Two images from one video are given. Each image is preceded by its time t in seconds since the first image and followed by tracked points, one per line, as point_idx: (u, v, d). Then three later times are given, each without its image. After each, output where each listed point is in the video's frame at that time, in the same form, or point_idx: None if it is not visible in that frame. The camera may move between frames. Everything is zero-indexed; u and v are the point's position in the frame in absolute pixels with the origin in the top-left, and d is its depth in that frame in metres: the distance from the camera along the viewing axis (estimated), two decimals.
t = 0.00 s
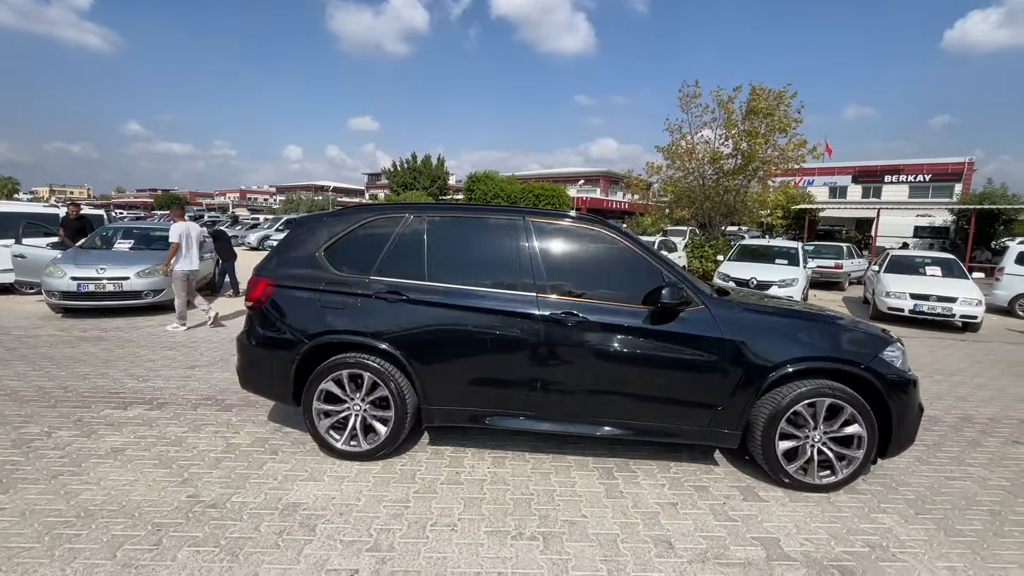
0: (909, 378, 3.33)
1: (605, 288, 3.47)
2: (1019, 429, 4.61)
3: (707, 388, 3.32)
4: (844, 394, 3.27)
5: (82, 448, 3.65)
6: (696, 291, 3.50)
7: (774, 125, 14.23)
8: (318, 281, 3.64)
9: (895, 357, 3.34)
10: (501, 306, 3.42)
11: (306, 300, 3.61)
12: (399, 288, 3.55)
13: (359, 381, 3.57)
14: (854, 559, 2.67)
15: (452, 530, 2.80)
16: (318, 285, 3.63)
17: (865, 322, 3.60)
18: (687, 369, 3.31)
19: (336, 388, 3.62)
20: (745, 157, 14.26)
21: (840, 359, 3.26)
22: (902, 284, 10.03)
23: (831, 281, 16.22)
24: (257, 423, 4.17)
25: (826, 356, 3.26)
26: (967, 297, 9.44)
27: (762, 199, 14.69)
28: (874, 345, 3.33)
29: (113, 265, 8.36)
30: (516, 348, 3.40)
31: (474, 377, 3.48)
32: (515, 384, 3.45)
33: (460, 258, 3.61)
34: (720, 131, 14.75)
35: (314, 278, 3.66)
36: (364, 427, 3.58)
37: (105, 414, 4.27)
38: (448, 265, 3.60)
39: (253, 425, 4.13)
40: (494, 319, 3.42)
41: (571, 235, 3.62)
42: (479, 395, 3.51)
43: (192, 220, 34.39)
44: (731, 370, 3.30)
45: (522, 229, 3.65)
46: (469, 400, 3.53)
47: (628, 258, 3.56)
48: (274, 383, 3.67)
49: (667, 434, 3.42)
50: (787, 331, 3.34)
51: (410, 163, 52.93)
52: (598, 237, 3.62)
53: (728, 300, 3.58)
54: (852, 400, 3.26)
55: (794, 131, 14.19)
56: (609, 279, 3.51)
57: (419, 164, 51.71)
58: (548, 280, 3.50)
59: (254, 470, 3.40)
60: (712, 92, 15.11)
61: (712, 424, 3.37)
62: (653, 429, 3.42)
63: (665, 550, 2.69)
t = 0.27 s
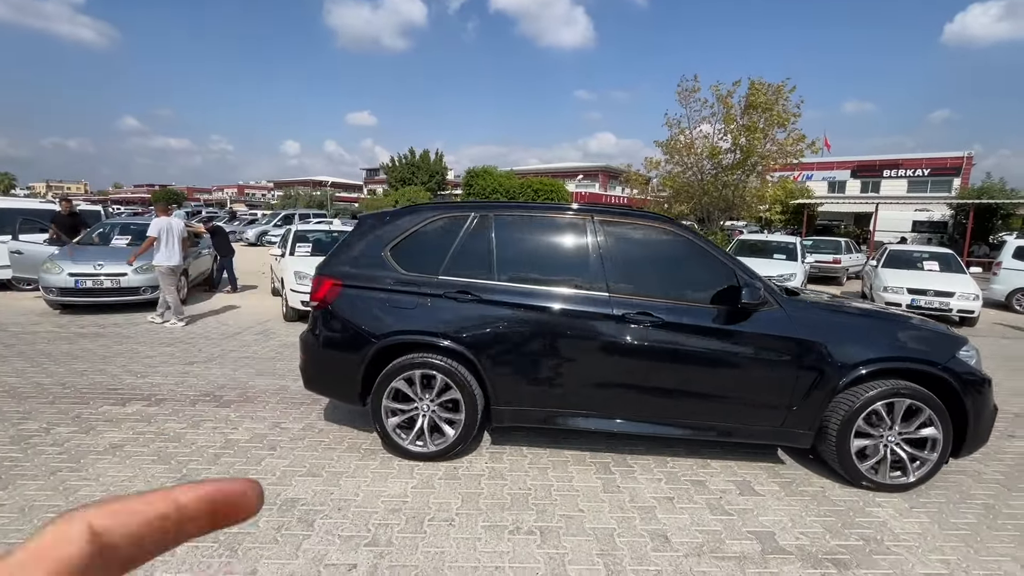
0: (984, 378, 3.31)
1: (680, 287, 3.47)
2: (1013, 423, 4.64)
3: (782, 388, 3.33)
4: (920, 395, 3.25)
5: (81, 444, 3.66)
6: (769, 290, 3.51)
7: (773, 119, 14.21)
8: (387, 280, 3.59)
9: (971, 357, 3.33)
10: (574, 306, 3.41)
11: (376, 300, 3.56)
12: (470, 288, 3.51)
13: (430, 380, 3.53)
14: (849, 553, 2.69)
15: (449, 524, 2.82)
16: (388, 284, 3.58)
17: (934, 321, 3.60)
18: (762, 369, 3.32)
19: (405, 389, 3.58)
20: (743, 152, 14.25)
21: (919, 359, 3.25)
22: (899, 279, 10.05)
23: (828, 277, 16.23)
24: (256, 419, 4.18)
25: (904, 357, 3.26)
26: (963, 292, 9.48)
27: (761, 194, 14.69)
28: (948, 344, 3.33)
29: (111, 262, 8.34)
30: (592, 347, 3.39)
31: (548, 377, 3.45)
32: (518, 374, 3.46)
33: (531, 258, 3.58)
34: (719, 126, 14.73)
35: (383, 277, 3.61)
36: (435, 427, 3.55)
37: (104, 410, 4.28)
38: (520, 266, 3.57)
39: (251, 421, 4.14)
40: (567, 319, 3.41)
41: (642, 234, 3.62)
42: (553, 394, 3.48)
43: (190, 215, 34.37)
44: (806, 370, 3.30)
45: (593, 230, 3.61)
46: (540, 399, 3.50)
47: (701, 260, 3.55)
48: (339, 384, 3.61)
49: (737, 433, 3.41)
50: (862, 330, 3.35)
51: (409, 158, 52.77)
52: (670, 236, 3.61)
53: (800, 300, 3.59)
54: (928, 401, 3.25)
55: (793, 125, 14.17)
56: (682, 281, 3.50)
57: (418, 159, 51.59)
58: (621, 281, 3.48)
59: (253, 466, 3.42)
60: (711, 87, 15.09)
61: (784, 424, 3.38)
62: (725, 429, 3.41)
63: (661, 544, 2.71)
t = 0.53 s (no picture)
0: None
1: (761, 287, 3.46)
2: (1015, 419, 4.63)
3: (866, 388, 3.29)
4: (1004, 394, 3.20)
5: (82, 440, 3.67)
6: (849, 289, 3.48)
7: (775, 114, 14.14)
8: (462, 280, 3.56)
9: None
10: (651, 307, 3.39)
11: (451, 299, 3.52)
12: (548, 288, 3.48)
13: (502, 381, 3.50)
14: (850, 549, 2.69)
15: (449, 520, 2.82)
16: (462, 283, 3.55)
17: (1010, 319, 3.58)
18: (844, 368, 3.29)
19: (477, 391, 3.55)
20: (745, 147, 14.19)
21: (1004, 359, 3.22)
22: (901, 274, 10.02)
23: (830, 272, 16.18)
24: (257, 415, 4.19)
25: (988, 356, 3.22)
26: (965, 287, 9.44)
27: (763, 189, 14.64)
28: None
29: (112, 257, 8.35)
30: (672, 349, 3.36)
31: (629, 377, 3.42)
32: (550, 364, 3.44)
33: (607, 259, 3.56)
34: (721, 121, 14.66)
35: (458, 275, 3.58)
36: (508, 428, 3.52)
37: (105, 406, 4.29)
38: (594, 266, 3.55)
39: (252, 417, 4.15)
40: (648, 317, 3.38)
41: (719, 233, 3.61)
42: (634, 394, 3.44)
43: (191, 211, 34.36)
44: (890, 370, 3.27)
45: (669, 232, 3.61)
46: (619, 399, 3.46)
47: (776, 260, 3.53)
48: (413, 383, 3.57)
49: (819, 435, 3.37)
50: (944, 329, 3.33)
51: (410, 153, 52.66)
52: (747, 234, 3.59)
53: (877, 299, 3.56)
54: (1012, 400, 3.20)
55: (796, 120, 14.10)
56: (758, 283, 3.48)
57: (419, 154, 51.48)
58: (700, 282, 3.47)
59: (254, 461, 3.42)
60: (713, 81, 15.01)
61: (867, 424, 3.34)
62: (809, 430, 3.37)
63: (661, 540, 2.71)
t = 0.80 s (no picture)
0: None
1: (852, 286, 3.40)
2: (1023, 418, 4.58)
3: (962, 390, 3.24)
4: None
5: (88, 436, 3.68)
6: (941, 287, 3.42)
7: (781, 109, 14.02)
8: (545, 280, 3.47)
9: None
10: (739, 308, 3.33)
11: (529, 297, 3.45)
12: (635, 287, 3.40)
13: (582, 383, 3.44)
14: (857, 548, 2.66)
15: (453, 518, 2.81)
16: (547, 283, 3.46)
17: None
18: (941, 372, 3.24)
19: (557, 394, 3.49)
20: (751, 142, 14.08)
21: None
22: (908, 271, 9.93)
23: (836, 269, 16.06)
24: (261, 411, 4.19)
25: None
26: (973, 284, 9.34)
27: (769, 184, 14.53)
28: None
29: (117, 254, 8.38)
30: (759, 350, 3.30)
31: (716, 379, 3.36)
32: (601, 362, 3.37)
33: (695, 258, 3.49)
34: (726, 116, 14.56)
35: (536, 274, 3.50)
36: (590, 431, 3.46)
37: (111, 402, 4.31)
38: (680, 265, 3.47)
39: (256, 413, 4.15)
40: (707, 315, 3.33)
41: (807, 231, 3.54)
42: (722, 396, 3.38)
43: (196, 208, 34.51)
44: (989, 373, 3.21)
45: (754, 231, 3.54)
46: (704, 402, 3.40)
47: (865, 259, 3.46)
48: (493, 384, 3.52)
49: (911, 437, 3.34)
50: None
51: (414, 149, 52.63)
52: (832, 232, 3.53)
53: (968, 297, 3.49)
54: None
55: (802, 115, 13.98)
56: (845, 284, 3.42)
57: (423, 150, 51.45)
58: (789, 282, 3.40)
59: (257, 458, 3.43)
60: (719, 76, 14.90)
61: (961, 428, 3.30)
62: (903, 432, 3.34)
63: (666, 539, 2.69)
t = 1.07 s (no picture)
0: None
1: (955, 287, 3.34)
2: None
3: None
4: None
5: (100, 432, 3.71)
6: None
7: (793, 105, 13.86)
8: (640, 282, 3.38)
9: None
10: (840, 310, 3.25)
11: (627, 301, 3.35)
12: (734, 290, 3.33)
13: (685, 389, 3.35)
14: (872, 552, 2.61)
15: (462, 516, 2.80)
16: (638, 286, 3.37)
17: None
18: None
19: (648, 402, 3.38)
20: (761, 139, 13.94)
21: None
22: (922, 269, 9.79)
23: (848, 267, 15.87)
24: (270, 408, 4.20)
25: None
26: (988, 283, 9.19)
27: (779, 182, 14.38)
28: None
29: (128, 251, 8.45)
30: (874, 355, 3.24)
31: (818, 387, 3.29)
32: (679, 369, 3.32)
33: (795, 259, 3.41)
34: (736, 112, 14.42)
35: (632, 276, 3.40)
36: (692, 436, 3.38)
37: (122, 398, 4.34)
38: (778, 266, 3.40)
39: (265, 410, 4.16)
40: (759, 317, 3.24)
41: (905, 228, 3.46)
42: (823, 401, 3.31)
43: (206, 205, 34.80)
44: None
45: (856, 231, 3.46)
46: (812, 407, 3.33)
47: (965, 258, 3.39)
48: (582, 390, 3.46)
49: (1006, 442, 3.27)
50: None
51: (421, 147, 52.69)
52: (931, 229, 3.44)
53: None
54: None
55: (814, 111, 13.81)
56: (956, 287, 3.34)
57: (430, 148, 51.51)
58: (893, 283, 3.33)
59: (267, 455, 3.44)
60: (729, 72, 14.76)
61: None
62: (997, 438, 3.27)
63: (677, 540, 2.66)
